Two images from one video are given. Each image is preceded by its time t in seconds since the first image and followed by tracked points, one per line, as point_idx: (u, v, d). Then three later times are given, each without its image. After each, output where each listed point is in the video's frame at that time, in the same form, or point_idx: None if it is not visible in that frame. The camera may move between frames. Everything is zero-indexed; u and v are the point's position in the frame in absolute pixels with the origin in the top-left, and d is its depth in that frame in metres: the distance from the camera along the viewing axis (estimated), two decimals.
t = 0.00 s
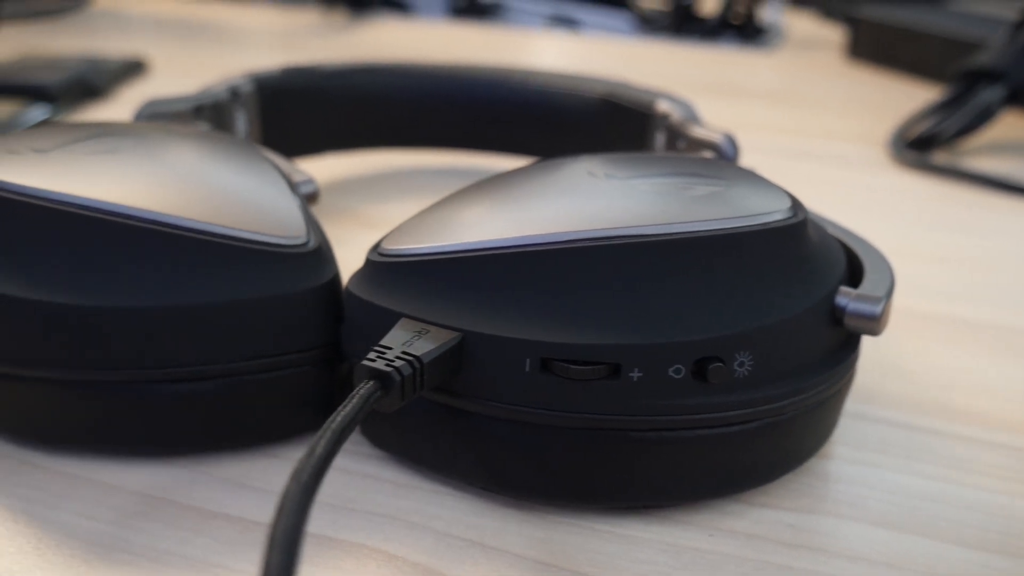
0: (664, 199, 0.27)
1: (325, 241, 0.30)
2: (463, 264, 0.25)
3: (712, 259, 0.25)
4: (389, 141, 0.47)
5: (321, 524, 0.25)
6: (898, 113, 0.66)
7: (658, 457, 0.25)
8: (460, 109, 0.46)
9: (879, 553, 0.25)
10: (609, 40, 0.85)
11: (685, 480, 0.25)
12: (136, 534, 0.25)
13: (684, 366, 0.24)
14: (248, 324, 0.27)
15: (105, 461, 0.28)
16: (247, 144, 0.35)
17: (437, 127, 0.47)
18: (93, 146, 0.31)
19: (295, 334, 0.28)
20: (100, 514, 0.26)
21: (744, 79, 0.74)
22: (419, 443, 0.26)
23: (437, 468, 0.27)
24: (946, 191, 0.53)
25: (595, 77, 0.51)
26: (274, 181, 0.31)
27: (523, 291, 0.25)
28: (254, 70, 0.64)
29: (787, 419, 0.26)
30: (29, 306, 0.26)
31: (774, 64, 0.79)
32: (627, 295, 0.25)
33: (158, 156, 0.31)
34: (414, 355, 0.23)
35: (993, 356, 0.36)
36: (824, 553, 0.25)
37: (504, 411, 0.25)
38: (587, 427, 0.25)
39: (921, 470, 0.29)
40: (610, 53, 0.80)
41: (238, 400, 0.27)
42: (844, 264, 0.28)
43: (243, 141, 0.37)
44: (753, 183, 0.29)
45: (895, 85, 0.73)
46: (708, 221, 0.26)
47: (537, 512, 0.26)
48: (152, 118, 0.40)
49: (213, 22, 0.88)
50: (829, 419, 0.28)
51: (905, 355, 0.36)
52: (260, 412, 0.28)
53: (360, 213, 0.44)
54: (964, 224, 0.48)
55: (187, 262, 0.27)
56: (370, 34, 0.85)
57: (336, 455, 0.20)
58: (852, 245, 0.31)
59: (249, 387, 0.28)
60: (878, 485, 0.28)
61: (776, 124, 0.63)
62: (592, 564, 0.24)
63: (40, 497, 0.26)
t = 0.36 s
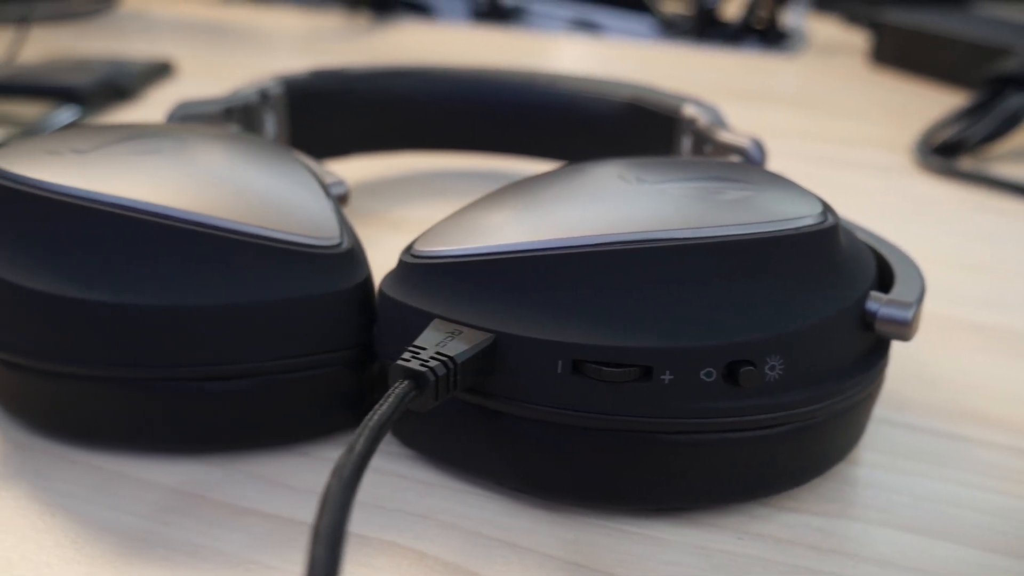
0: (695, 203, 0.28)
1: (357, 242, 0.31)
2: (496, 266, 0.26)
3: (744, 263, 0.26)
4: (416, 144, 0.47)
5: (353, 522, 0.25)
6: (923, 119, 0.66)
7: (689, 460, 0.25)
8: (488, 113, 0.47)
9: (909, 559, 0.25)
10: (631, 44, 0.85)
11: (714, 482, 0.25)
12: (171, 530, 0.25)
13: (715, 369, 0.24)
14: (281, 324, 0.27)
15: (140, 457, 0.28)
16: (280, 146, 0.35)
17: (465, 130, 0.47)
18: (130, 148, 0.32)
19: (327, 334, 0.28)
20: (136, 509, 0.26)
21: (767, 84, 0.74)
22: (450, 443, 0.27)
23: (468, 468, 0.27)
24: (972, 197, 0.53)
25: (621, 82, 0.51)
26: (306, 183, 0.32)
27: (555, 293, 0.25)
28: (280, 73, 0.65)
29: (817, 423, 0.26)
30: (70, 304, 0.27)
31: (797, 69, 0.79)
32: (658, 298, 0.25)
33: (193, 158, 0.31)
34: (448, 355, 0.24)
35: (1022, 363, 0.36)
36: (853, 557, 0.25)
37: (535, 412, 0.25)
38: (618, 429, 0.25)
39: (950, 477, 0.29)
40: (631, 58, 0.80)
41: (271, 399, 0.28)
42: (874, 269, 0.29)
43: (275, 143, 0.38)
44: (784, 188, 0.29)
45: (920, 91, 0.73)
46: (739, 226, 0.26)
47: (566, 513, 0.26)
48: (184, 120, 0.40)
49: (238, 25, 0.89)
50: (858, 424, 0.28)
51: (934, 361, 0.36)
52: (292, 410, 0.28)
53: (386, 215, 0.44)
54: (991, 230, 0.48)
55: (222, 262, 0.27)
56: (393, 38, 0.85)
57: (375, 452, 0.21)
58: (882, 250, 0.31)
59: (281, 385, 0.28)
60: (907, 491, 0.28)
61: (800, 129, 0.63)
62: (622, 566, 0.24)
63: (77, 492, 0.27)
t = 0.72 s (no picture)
0: (717, 207, 0.27)
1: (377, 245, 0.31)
2: (517, 270, 0.26)
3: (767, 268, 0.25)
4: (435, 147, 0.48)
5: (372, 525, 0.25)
6: (944, 123, 0.65)
7: (710, 467, 0.25)
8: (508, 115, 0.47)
9: (932, 568, 0.25)
10: (649, 47, 0.85)
11: (735, 489, 0.25)
12: (192, 530, 0.26)
13: (737, 376, 0.24)
14: (301, 326, 0.28)
15: (160, 457, 0.28)
16: (301, 149, 0.35)
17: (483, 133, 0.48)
18: (153, 149, 0.32)
19: (347, 336, 0.28)
20: (157, 509, 0.26)
21: (786, 88, 0.73)
22: (469, 447, 0.27)
23: (486, 472, 0.27)
24: (994, 202, 0.52)
25: (640, 85, 0.51)
26: (327, 185, 0.32)
27: (576, 298, 0.25)
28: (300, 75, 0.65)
29: (839, 431, 0.26)
30: (95, 305, 0.27)
31: (815, 73, 0.78)
32: (681, 303, 0.25)
33: (215, 159, 0.32)
34: (469, 359, 0.24)
35: None
36: (875, 566, 0.25)
37: (556, 417, 0.25)
38: (639, 434, 0.25)
39: (973, 485, 0.29)
40: (649, 60, 0.80)
41: (291, 401, 0.28)
42: (898, 276, 0.28)
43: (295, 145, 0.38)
44: (808, 193, 0.29)
45: (941, 95, 0.72)
46: (763, 230, 0.26)
47: (584, 518, 0.26)
48: (205, 121, 0.40)
49: (257, 27, 0.89)
50: (881, 431, 0.27)
51: (955, 367, 0.36)
52: (311, 412, 0.28)
53: (404, 217, 0.44)
54: (1013, 235, 0.48)
55: (245, 264, 0.27)
56: (411, 40, 0.86)
57: (396, 456, 0.21)
58: (906, 257, 0.30)
59: (301, 387, 0.28)
60: (929, 499, 0.28)
61: (820, 133, 0.63)
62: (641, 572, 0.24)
63: (98, 492, 0.27)
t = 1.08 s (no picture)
0: (746, 213, 0.27)
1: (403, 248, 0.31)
2: (544, 274, 0.26)
3: (795, 274, 0.25)
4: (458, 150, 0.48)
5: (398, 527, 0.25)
6: (967, 128, 0.65)
7: (736, 473, 0.25)
8: (531, 119, 0.47)
9: None
10: (670, 52, 0.85)
11: (761, 495, 0.25)
12: (219, 530, 0.26)
13: (764, 382, 0.24)
14: (329, 328, 0.28)
15: (187, 457, 0.29)
16: (328, 152, 0.36)
17: (508, 137, 0.48)
18: (183, 151, 0.32)
19: (374, 338, 0.28)
20: (185, 508, 0.27)
21: (807, 92, 0.73)
22: (495, 450, 0.27)
23: (512, 475, 0.27)
24: (1019, 208, 0.52)
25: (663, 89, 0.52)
26: (354, 188, 0.32)
27: (603, 302, 0.25)
28: (324, 77, 0.65)
29: (866, 438, 0.26)
30: (126, 306, 0.27)
31: (837, 77, 0.78)
32: (708, 308, 0.25)
33: (243, 161, 0.32)
34: (497, 363, 0.24)
35: None
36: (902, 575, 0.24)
37: (582, 421, 0.25)
38: (664, 439, 0.25)
39: (1001, 494, 0.28)
40: (669, 64, 0.80)
41: (318, 402, 0.28)
42: (926, 283, 0.28)
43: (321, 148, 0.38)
44: (837, 200, 0.29)
45: (964, 100, 0.72)
46: (791, 236, 0.26)
47: (610, 523, 0.26)
48: (232, 124, 0.41)
49: (280, 29, 0.90)
50: (908, 438, 0.27)
51: (982, 375, 0.35)
52: (338, 414, 0.28)
53: (426, 220, 0.44)
54: None
55: (274, 266, 0.28)
56: (432, 43, 0.86)
57: (426, 458, 0.21)
58: (934, 264, 0.30)
59: (328, 388, 0.28)
60: (957, 508, 0.27)
61: (843, 138, 0.62)
62: None
63: (127, 491, 0.27)
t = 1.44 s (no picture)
0: (768, 217, 0.27)
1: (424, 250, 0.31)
2: (565, 277, 0.26)
3: (817, 280, 0.25)
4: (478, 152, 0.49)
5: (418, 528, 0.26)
6: (989, 133, 0.65)
7: (757, 478, 0.25)
8: (551, 123, 0.48)
9: None
10: (688, 55, 0.85)
11: (782, 501, 0.25)
12: (240, 529, 0.26)
13: (786, 388, 0.24)
14: (350, 330, 0.28)
15: (209, 457, 0.29)
16: (349, 154, 0.36)
17: (528, 140, 0.49)
18: (206, 153, 0.32)
19: (395, 340, 0.28)
20: (206, 508, 0.27)
21: (826, 96, 0.73)
22: (515, 453, 0.27)
23: (531, 478, 0.27)
24: None
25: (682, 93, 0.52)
26: (375, 191, 0.32)
27: (624, 307, 0.25)
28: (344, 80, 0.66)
29: (889, 443, 0.25)
30: (150, 306, 0.28)
31: (857, 81, 0.78)
32: (729, 313, 0.25)
33: (266, 164, 0.32)
34: (518, 366, 0.24)
35: None
36: None
37: (603, 425, 0.25)
38: (685, 444, 0.25)
39: None
40: (687, 67, 0.80)
41: (338, 403, 0.28)
42: (949, 289, 0.28)
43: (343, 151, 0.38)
44: (860, 205, 0.29)
45: (986, 104, 0.71)
46: (813, 241, 0.26)
47: (629, 526, 0.26)
48: (254, 126, 0.41)
49: (299, 32, 0.91)
50: (930, 445, 0.27)
51: (1006, 381, 0.35)
52: (358, 415, 0.29)
53: (445, 223, 0.45)
54: None
55: (296, 268, 0.28)
56: (450, 46, 0.86)
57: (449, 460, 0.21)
58: (957, 270, 0.30)
59: (348, 390, 0.28)
60: (979, 516, 0.27)
61: (863, 143, 0.62)
62: None
63: (149, 489, 0.27)
